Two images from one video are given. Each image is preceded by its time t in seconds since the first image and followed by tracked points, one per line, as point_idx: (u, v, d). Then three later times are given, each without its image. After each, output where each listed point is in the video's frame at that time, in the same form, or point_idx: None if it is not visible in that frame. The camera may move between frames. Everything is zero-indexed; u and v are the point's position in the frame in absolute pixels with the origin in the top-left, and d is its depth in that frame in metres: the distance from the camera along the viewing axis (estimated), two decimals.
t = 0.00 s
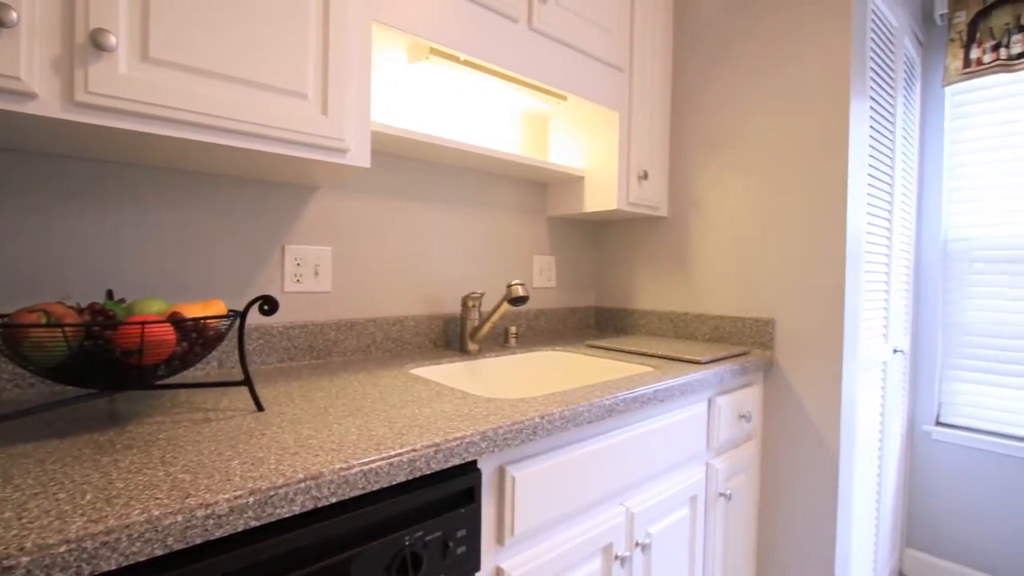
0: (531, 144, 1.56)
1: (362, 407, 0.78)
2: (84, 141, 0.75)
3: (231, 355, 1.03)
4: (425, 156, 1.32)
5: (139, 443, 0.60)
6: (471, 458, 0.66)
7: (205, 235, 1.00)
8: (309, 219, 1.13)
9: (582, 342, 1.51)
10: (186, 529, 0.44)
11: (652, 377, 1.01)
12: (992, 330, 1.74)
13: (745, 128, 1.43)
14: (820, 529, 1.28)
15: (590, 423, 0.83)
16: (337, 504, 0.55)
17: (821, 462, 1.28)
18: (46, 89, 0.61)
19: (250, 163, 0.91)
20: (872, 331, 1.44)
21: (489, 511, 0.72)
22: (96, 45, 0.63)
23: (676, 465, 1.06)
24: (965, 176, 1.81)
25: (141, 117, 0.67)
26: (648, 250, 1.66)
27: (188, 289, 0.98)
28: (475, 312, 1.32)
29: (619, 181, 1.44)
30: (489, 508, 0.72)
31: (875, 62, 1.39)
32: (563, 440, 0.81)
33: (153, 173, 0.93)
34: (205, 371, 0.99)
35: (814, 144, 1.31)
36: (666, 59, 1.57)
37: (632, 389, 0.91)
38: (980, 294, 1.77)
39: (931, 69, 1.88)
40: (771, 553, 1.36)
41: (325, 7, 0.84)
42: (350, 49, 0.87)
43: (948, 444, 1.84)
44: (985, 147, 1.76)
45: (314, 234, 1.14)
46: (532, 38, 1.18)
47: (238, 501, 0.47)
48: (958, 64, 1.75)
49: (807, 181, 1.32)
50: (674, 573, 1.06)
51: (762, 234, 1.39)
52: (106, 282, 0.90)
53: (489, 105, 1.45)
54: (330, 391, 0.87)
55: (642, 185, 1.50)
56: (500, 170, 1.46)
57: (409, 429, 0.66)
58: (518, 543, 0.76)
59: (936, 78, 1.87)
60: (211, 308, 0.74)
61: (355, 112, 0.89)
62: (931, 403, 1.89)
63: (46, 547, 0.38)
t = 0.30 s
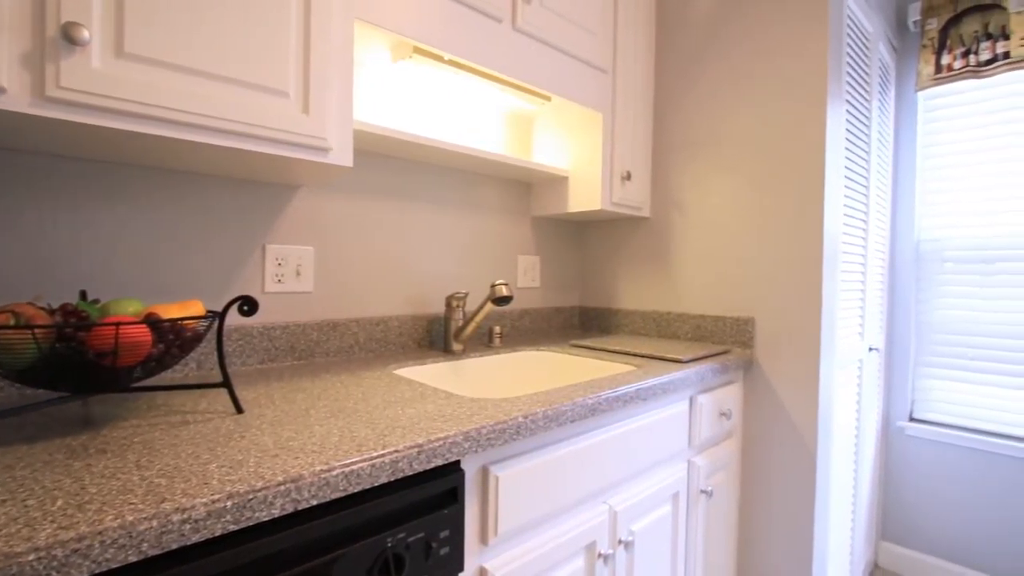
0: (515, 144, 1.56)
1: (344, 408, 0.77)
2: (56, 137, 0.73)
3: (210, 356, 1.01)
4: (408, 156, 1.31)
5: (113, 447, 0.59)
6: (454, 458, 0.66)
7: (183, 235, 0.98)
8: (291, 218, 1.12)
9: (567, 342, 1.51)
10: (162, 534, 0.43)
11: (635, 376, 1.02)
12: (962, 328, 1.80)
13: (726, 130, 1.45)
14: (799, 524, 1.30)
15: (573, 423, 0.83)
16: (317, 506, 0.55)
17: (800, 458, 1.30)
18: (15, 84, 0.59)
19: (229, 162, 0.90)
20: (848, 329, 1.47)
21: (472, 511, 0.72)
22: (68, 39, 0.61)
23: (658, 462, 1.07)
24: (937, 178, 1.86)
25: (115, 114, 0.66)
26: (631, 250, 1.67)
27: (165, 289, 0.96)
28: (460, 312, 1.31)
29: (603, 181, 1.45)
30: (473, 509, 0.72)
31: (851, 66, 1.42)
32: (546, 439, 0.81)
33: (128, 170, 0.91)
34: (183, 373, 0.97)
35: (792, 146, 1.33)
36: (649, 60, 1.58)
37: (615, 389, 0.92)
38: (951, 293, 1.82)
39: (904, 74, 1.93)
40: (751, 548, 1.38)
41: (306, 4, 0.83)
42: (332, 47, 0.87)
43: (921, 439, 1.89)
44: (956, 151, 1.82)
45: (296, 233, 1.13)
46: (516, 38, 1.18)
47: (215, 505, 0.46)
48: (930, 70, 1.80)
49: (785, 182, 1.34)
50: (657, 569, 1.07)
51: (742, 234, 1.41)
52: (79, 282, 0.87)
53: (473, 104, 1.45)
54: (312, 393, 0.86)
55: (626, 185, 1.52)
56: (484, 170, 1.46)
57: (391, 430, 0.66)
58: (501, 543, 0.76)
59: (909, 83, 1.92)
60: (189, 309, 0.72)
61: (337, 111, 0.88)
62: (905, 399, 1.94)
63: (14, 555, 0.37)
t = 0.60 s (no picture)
0: (498, 144, 1.56)
1: (325, 409, 0.76)
2: (26, 134, 0.71)
3: (187, 358, 0.99)
4: (391, 155, 1.30)
5: (85, 452, 0.57)
6: (436, 459, 0.65)
7: (159, 234, 0.96)
8: (270, 217, 1.10)
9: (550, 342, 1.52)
10: (135, 540, 0.42)
11: (617, 375, 1.03)
12: (934, 326, 1.86)
13: (707, 132, 1.47)
14: (776, 519, 1.33)
15: (555, 422, 0.84)
16: (296, 509, 0.54)
17: (778, 454, 1.33)
18: None
19: (207, 160, 0.88)
20: (824, 327, 1.50)
21: (454, 511, 0.72)
22: (37, 32, 0.59)
23: (640, 460, 1.08)
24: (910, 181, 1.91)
25: (86, 109, 0.64)
26: (614, 250, 1.68)
27: (140, 289, 0.94)
28: (443, 311, 1.31)
29: (586, 181, 1.46)
30: (455, 509, 0.72)
31: (827, 70, 1.46)
32: (528, 439, 0.82)
33: (102, 168, 0.88)
34: (159, 375, 0.95)
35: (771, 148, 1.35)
36: (631, 62, 1.60)
37: (597, 388, 0.92)
38: (923, 292, 1.88)
39: (878, 79, 1.98)
40: (731, 543, 1.40)
41: None
42: (313, 44, 0.86)
43: (894, 434, 1.94)
44: (928, 154, 1.87)
45: (276, 233, 1.11)
46: (499, 38, 1.18)
47: (191, 509, 0.45)
48: (902, 75, 1.85)
49: (764, 183, 1.36)
50: (639, 566, 1.08)
51: (722, 234, 1.43)
52: (49, 282, 0.85)
53: (456, 103, 1.45)
54: (292, 394, 0.85)
55: (608, 186, 1.53)
56: (467, 169, 1.46)
57: (372, 431, 0.65)
58: (484, 543, 0.76)
59: (882, 87, 1.97)
60: (165, 310, 0.71)
61: (317, 109, 0.87)
62: (879, 395, 1.99)
63: None
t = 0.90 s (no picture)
0: (481, 143, 1.56)
1: (305, 411, 0.75)
2: None
3: (163, 360, 0.97)
4: (373, 154, 1.29)
5: (55, 457, 0.55)
6: (417, 459, 0.65)
7: (133, 233, 0.93)
8: (249, 216, 1.08)
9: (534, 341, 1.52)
10: (106, 547, 0.41)
11: (599, 374, 1.04)
12: (906, 324, 1.91)
13: (688, 134, 1.49)
14: (754, 515, 1.35)
15: (538, 421, 0.84)
16: (274, 512, 0.53)
17: (757, 451, 1.35)
18: None
19: (183, 157, 0.86)
20: (801, 326, 1.54)
21: (436, 512, 0.71)
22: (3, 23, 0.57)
23: (623, 459, 1.09)
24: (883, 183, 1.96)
25: (56, 104, 0.62)
26: (597, 251, 1.70)
27: (113, 290, 0.91)
28: (426, 311, 1.30)
29: (569, 181, 1.47)
30: (438, 510, 0.72)
31: (804, 74, 1.49)
32: (511, 439, 0.82)
33: (73, 165, 0.86)
34: (134, 378, 0.92)
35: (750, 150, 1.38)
36: (613, 63, 1.61)
37: (579, 387, 0.93)
38: (896, 292, 1.93)
39: (853, 83, 2.02)
40: (712, 540, 1.42)
41: None
42: (292, 41, 0.84)
43: (868, 430, 1.99)
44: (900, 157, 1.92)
45: (255, 232, 1.10)
46: (482, 38, 1.18)
47: (166, 514, 0.44)
48: (875, 80, 1.90)
49: (743, 184, 1.38)
50: (621, 563, 1.09)
51: (703, 235, 1.45)
52: (18, 282, 0.82)
53: (439, 103, 1.44)
54: (272, 396, 0.84)
55: (591, 186, 1.54)
56: (450, 169, 1.46)
57: (353, 432, 0.65)
58: (467, 543, 0.76)
59: (857, 91, 2.02)
60: (140, 311, 0.69)
61: (298, 107, 0.86)
62: (854, 392, 2.04)
63: None
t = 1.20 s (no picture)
0: (465, 143, 1.56)
1: (287, 413, 0.74)
2: None
3: (140, 362, 0.95)
4: (356, 153, 1.28)
5: (25, 463, 0.54)
6: (400, 460, 0.65)
7: (109, 232, 0.91)
8: (229, 215, 1.07)
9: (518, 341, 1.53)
10: (79, 554, 0.40)
11: (583, 373, 1.04)
12: (881, 322, 1.96)
13: (670, 135, 1.51)
14: (735, 512, 1.37)
15: (522, 421, 0.84)
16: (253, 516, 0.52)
17: (738, 448, 1.37)
18: None
19: (160, 155, 0.84)
20: (781, 325, 1.56)
21: (419, 513, 0.71)
22: None
23: (606, 457, 1.10)
24: (859, 185, 2.01)
25: (26, 100, 0.61)
26: (581, 251, 1.71)
27: (87, 290, 0.89)
28: (410, 312, 1.29)
29: (554, 182, 1.47)
30: (421, 511, 0.71)
31: (783, 78, 1.52)
32: (495, 438, 0.82)
33: (45, 162, 0.84)
34: (109, 381, 0.90)
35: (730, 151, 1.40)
36: (597, 65, 1.62)
37: (563, 387, 0.93)
38: (872, 291, 1.98)
39: (830, 87, 2.07)
40: (694, 537, 1.44)
41: None
42: (273, 38, 0.83)
43: (846, 426, 2.03)
44: (875, 159, 1.97)
45: (235, 231, 1.08)
46: (466, 37, 1.18)
47: (141, 519, 0.43)
48: (852, 84, 1.94)
49: (724, 185, 1.40)
50: (605, 561, 1.10)
51: (686, 235, 1.47)
52: None
53: (422, 102, 1.43)
54: (253, 398, 0.83)
55: (576, 187, 1.55)
56: (434, 169, 1.45)
57: (335, 434, 0.64)
58: (450, 544, 0.75)
59: (834, 95, 2.06)
60: (116, 312, 0.68)
61: (279, 105, 0.85)
62: (832, 390, 2.08)
63: None
